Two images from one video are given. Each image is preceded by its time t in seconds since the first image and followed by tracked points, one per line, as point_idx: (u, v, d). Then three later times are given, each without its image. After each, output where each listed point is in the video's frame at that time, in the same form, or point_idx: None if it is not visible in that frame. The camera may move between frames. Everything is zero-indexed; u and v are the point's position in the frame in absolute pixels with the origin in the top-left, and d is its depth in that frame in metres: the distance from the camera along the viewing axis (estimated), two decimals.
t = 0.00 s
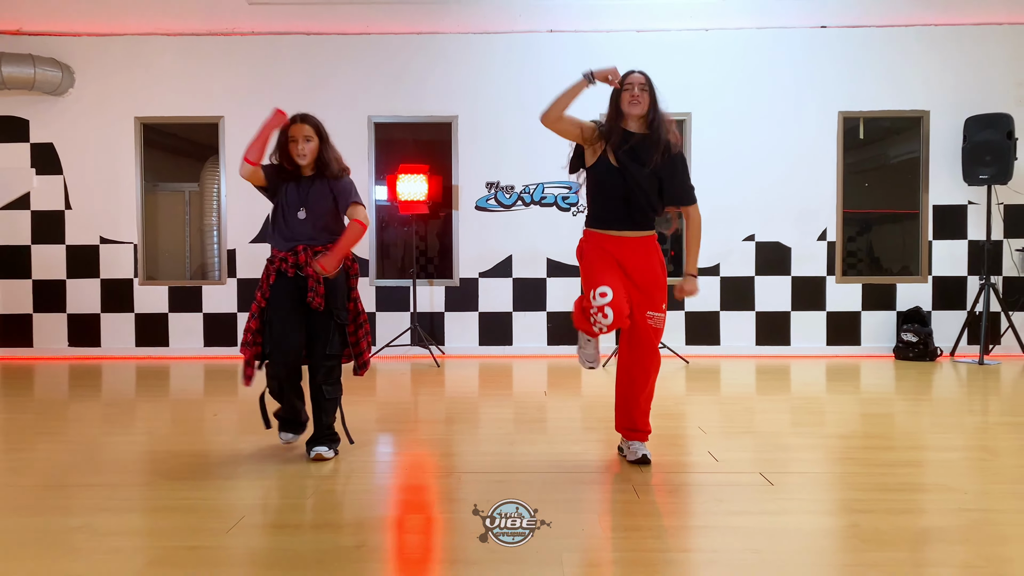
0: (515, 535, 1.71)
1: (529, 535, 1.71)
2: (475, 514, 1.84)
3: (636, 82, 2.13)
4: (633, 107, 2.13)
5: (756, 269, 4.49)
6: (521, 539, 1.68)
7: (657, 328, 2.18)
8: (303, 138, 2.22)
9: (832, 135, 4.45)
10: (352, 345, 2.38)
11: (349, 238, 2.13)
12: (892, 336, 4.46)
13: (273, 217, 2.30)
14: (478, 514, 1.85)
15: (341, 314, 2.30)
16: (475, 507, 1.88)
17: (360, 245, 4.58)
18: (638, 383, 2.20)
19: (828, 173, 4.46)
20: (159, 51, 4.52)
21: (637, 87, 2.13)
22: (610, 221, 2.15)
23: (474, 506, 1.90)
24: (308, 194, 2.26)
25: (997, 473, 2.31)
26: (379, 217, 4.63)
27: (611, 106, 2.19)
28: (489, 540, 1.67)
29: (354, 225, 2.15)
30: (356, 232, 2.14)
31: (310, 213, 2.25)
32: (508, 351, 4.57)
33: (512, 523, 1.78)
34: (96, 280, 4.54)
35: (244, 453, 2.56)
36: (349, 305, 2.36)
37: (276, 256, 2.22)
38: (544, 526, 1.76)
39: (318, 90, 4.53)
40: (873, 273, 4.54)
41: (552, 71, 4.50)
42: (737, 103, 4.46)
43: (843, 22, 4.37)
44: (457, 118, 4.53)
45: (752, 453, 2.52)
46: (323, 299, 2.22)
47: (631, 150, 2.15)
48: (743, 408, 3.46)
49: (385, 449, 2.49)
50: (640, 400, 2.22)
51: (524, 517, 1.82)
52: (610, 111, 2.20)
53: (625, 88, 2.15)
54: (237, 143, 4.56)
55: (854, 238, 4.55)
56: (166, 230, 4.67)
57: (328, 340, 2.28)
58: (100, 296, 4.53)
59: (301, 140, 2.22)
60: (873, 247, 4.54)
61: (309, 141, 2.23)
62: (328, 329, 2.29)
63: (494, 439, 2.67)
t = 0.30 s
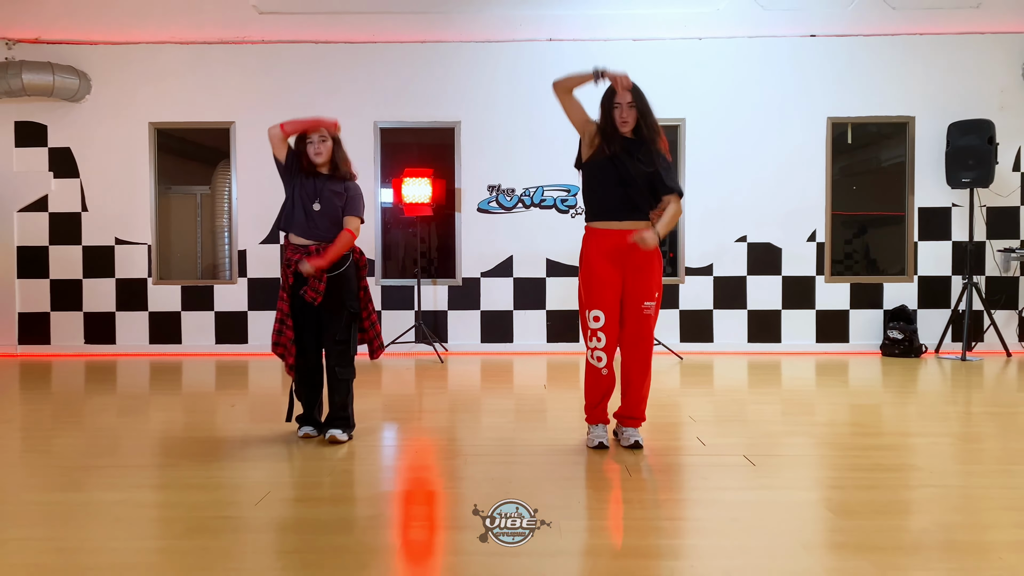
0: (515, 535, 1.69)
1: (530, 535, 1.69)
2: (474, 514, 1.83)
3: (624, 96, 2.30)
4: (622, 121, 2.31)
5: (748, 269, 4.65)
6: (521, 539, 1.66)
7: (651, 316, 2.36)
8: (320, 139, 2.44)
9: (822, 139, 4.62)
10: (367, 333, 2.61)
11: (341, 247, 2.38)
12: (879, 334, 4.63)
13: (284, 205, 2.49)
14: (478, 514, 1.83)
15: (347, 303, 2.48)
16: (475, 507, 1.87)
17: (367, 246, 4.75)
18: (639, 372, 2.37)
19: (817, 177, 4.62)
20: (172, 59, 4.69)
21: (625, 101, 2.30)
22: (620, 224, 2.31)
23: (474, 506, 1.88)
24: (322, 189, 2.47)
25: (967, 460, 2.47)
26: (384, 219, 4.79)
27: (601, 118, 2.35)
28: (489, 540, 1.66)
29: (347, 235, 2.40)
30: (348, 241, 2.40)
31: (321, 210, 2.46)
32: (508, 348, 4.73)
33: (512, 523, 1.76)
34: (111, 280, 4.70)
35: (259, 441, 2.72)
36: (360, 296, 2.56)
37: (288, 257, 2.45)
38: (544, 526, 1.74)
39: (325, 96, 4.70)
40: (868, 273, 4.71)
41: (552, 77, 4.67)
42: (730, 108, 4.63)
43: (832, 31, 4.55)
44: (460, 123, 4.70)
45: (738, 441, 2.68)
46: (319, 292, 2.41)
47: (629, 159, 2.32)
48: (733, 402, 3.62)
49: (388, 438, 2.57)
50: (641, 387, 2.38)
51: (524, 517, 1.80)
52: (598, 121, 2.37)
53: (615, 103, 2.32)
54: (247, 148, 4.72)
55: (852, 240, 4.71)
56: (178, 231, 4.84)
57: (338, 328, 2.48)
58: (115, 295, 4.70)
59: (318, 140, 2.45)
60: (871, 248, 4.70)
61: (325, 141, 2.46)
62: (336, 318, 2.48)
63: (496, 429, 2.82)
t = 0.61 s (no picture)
0: (515, 535, 1.66)
1: (530, 535, 1.67)
2: (474, 514, 1.80)
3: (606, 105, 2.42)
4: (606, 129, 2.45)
5: (741, 268, 4.80)
6: (521, 539, 1.64)
7: (640, 311, 2.49)
8: (334, 140, 2.61)
9: (812, 143, 4.77)
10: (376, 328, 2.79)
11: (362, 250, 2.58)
12: (868, 331, 4.78)
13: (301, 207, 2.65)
14: (478, 514, 1.81)
15: (364, 302, 2.68)
16: (475, 507, 1.84)
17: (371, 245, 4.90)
18: (627, 361, 2.51)
19: (807, 179, 4.77)
20: (182, 64, 4.84)
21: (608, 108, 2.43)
22: (607, 221, 2.47)
23: (474, 506, 1.85)
24: (335, 191, 2.63)
25: (943, 446, 2.60)
26: (388, 219, 4.94)
27: (588, 123, 2.49)
28: (489, 540, 1.63)
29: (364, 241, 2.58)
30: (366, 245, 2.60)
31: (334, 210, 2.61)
32: (509, 344, 4.87)
33: (512, 523, 1.73)
34: (124, 278, 4.85)
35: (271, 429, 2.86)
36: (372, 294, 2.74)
37: (305, 256, 2.62)
38: (544, 526, 1.72)
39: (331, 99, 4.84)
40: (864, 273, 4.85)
41: (551, 82, 4.82)
42: (723, 112, 4.78)
43: (821, 38, 4.71)
44: (461, 127, 4.85)
45: (727, 430, 2.82)
46: (344, 293, 2.61)
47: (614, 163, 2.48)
48: (726, 396, 3.75)
49: (389, 426, 2.67)
50: (631, 375, 2.52)
51: (524, 517, 1.77)
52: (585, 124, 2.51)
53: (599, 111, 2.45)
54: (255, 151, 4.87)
55: (848, 241, 4.85)
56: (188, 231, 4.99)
57: (356, 326, 2.67)
58: (127, 293, 4.84)
59: (332, 142, 2.61)
60: (868, 248, 4.84)
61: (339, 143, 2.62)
62: (355, 315, 2.67)
63: (496, 419, 2.96)
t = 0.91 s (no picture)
0: (515, 535, 1.64)
1: (530, 535, 1.64)
2: (474, 514, 1.78)
3: (610, 105, 2.55)
4: (609, 129, 2.57)
5: (737, 267, 4.90)
6: (521, 539, 1.61)
7: (636, 307, 2.61)
8: (349, 154, 2.72)
9: (806, 144, 4.87)
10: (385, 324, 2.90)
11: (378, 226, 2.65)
12: (861, 328, 4.88)
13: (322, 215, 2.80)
14: (478, 514, 1.78)
15: (376, 298, 2.79)
16: (475, 507, 1.82)
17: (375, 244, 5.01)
18: (624, 356, 2.63)
19: (802, 179, 4.87)
20: (190, 66, 4.94)
21: (611, 108, 2.56)
22: (606, 222, 2.57)
23: (474, 506, 1.83)
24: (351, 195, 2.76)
25: (930, 437, 2.70)
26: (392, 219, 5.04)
27: (588, 122, 2.61)
28: (489, 540, 1.61)
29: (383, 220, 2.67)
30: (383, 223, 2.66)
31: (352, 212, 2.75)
32: (509, 341, 4.98)
33: (512, 523, 1.71)
34: (132, 277, 4.95)
35: (280, 420, 2.96)
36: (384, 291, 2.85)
37: (321, 252, 2.73)
38: (545, 526, 1.69)
39: (335, 101, 4.94)
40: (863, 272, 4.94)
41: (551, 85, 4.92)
42: (720, 114, 4.88)
43: (815, 42, 4.82)
44: (463, 128, 4.95)
45: (721, 423, 2.92)
46: (356, 288, 2.71)
47: (614, 162, 2.59)
48: (722, 391, 3.85)
49: (394, 417, 2.78)
50: (627, 368, 2.63)
51: (524, 517, 1.75)
52: (586, 125, 2.62)
53: (602, 112, 2.57)
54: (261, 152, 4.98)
55: (846, 240, 4.94)
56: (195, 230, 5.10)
57: (369, 320, 2.79)
58: (136, 291, 4.95)
59: (348, 156, 2.73)
60: (865, 248, 4.94)
61: (354, 157, 2.73)
62: (367, 311, 2.78)
63: (498, 412, 3.06)
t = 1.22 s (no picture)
0: (515, 535, 1.62)
1: (530, 535, 1.62)
2: (474, 514, 1.75)
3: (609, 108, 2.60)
4: (609, 131, 2.62)
5: (735, 265, 4.96)
6: (521, 539, 1.60)
7: (634, 304, 2.68)
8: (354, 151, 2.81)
9: (803, 143, 4.93)
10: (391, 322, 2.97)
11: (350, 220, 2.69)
12: (857, 325, 4.94)
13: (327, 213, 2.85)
14: (477, 514, 1.76)
15: (383, 295, 2.86)
16: (475, 507, 1.79)
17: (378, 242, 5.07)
18: (622, 350, 2.71)
19: (799, 178, 4.93)
20: (194, 66, 5.00)
21: (610, 111, 2.60)
22: (607, 221, 2.63)
23: (474, 506, 1.80)
24: (356, 193, 2.83)
25: (922, 430, 2.75)
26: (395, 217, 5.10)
27: (588, 126, 2.64)
28: (489, 540, 1.59)
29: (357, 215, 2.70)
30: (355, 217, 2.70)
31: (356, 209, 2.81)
32: (510, 338, 5.04)
33: (512, 523, 1.69)
34: (138, 274, 5.01)
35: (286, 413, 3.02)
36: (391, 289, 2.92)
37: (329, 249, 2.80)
38: (545, 526, 1.67)
39: (338, 101, 5.00)
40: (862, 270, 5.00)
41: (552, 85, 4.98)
42: (718, 113, 4.94)
43: (812, 42, 4.88)
44: (465, 127, 5.01)
45: (718, 417, 2.98)
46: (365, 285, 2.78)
47: (614, 164, 2.64)
48: (720, 387, 3.90)
49: (397, 411, 2.84)
50: (624, 362, 2.71)
51: (524, 517, 1.72)
52: (585, 128, 2.65)
53: (602, 114, 2.61)
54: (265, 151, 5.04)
55: (844, 238, 5.00)
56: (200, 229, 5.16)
57: (375, 316, 2.86)
58: (141, 289, 5.01)
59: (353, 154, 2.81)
60: (864, 245, 4.99)
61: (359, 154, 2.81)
62: (373, 307, 2.85)
63: (499, 407, 3.12)
